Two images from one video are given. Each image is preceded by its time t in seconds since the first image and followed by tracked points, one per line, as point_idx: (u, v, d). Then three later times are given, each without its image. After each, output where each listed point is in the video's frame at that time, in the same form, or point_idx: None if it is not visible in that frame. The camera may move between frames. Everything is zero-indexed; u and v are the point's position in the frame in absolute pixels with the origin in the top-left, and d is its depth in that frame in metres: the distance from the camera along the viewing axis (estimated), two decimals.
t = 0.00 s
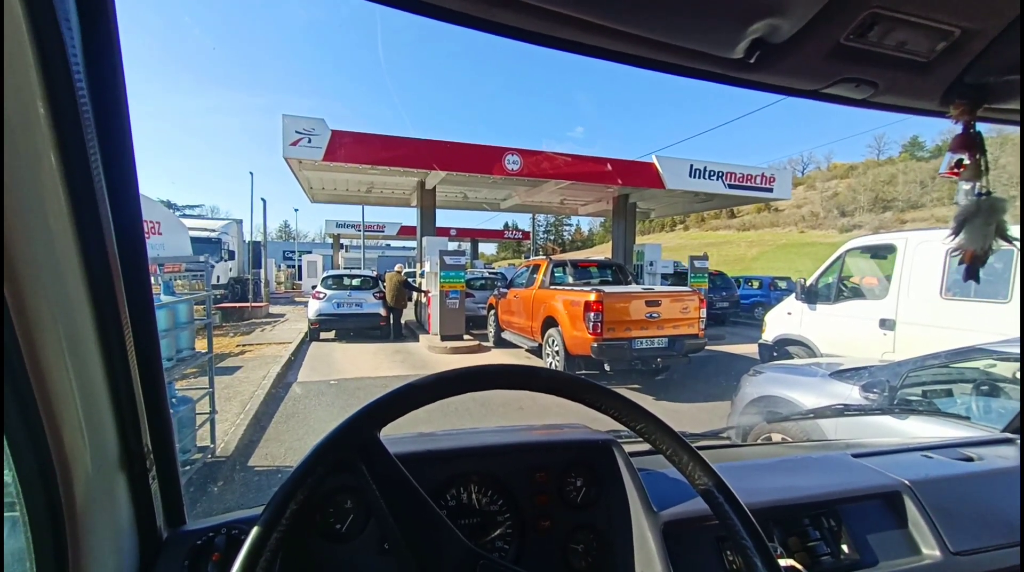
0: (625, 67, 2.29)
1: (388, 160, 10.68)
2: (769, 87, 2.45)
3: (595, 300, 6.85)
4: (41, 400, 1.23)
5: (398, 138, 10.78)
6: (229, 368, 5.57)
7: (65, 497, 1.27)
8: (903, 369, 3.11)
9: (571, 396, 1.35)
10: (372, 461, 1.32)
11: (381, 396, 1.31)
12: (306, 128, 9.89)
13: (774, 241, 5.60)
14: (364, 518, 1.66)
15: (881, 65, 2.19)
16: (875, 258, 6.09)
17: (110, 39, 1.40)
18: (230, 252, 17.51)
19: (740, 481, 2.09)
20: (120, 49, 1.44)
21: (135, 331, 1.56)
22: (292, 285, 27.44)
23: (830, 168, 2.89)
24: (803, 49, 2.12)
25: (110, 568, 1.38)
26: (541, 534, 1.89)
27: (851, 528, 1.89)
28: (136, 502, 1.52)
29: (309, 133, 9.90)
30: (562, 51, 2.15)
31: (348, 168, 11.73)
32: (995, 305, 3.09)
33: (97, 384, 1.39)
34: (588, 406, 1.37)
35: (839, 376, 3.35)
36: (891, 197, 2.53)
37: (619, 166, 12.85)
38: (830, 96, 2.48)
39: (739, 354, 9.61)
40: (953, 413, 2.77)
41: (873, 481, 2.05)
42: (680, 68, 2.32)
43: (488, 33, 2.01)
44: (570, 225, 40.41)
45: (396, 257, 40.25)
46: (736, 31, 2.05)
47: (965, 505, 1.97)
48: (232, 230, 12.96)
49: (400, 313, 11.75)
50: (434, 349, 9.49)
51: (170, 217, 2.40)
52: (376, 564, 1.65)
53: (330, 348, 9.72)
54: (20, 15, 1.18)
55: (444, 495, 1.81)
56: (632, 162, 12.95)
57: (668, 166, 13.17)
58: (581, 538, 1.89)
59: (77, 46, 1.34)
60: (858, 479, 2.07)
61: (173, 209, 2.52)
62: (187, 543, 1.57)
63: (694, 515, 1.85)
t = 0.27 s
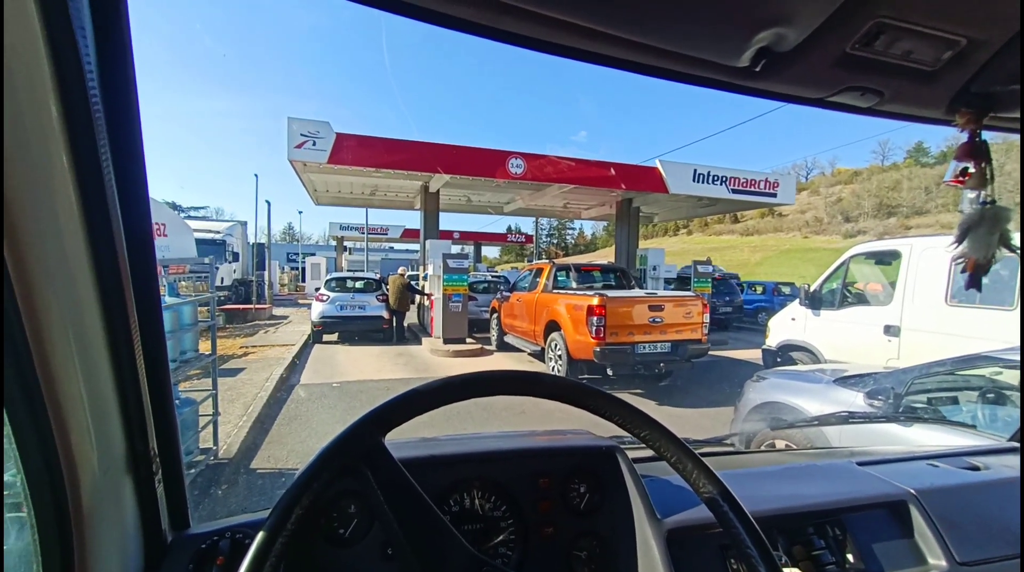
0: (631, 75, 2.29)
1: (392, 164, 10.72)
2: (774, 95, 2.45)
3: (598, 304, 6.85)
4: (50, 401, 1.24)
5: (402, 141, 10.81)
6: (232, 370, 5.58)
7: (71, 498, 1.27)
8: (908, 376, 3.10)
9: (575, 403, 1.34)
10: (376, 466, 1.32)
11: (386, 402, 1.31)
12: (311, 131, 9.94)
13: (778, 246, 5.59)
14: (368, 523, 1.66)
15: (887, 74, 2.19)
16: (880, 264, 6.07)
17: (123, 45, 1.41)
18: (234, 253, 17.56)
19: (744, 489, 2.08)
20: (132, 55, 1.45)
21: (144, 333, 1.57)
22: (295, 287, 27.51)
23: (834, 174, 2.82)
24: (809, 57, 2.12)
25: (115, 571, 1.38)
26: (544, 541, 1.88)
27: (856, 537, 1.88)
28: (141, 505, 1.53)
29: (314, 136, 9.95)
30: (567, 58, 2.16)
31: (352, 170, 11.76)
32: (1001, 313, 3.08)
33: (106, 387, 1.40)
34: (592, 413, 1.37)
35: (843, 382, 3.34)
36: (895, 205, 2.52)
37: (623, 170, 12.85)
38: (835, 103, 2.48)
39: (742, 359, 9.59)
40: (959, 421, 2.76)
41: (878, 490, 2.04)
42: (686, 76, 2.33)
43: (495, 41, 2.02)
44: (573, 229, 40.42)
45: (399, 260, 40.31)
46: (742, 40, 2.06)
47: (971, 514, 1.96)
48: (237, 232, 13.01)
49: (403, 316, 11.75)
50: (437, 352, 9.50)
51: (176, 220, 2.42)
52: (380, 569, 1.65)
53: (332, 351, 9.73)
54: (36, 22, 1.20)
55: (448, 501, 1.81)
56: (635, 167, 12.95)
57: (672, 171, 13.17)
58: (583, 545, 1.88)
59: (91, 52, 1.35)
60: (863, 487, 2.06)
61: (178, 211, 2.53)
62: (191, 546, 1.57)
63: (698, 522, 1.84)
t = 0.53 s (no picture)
0: (629, 78, 2.30)
1: (391, 166, 10.72)
2: (772, 97, 2.46)
3: (597, 305, 6.86)
4: (48, 403, 1.24)
5: (401, 143, 10.82)
6: (230, 372, 5.57)
7: (69, 501, 1.27)
8: (906, 376, 3.10)
9: (574, 404, 1.34)
10: (375, 468, 1.32)
11: (385, 404, 1.31)
12: (311, 134, 9.99)
13: (776, 247, 5.60)
14: (367, 525, 1.66)
15: (884, 77, 2.20)
16: (877, 266, 6.08)
17: (123, 48, 1.42)
18: (232, 255, 17.54)
19: (742, 490, 2.08)
20: (132, 58, 1.46)
21: (142, 336, 1.57)
22: (293, 289, 27.48)
23: (832, 175, 2.87)
24: (806, 61, 2.13)
25: None
26: (543, 542, 1.88)
27: (854, 538, 1.89)
28: (140, 508, 1.52)
29: (313, 138, 9.98)
30: (566, 62, 2.17)
31: (350, 172, 11.77)
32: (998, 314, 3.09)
33: (104, 390, 1.40)
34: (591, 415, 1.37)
35: (841, 383, 3.34)
36: (892, 206, 2.48)
37: (621, 172, 12.87)
38: (832, 106, 2.49)
39: (741, 360, 9.60)
40: (957, 422, 2.77)
41: (877, 490, 2.04)
42: (684, 79, 2.34)
43: (493, 44, 2.03)
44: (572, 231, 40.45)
45: (398, 262, 40.29)
46: (740, 44, 2.07)
47: (969, 515, 1.97)
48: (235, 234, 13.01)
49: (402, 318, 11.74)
50: (435, 354, 9.50)
51: (174, 222, 2.41)
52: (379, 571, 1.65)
53: (331, 352, 9.73)
54: (36, 25, 1.20)
55: (447, 503, 1.81)
56: (634, 168, 12.97)
57: (670, 172, 13.19)
58: (583, 547, 1.88)
59: (91, 55, 1.35)
60: (861, 488, 2.06)
61: (176, 213, 2.53)
62: (190, 549, 1.57)
63: (698, 524, 1.84)
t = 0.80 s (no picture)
0: (629, 88, 2.32)
1: (391, 170, 10.74)
2: (771, 108, 2.48)
3: (596, 311, 6.86)
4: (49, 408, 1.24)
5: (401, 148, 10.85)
6: (228, 375, 5.56)
7: (67, 506, 1.27)
8: (903, 385, 3.11)
9: (573, 412, 1.35)
10: (374, 474, 1.32)
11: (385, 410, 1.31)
12: (310, 138, 9.94)
13: (774, 254, 5.62)
14: (364, 532, 1.66)
15: (882, 89, 2.22)
16: (875, 274, 6.10)
17: (130, 56, 1.43)
18: (231, 259, 17.52)
19: (740, 498, 2.08)
20: (139, 65, 1.47)
21: (144, 341, 1.57)
22: (292, 292, 27.45)
23: (830, 183, 2.79)
24: (805, 73, 2.15)
25: None
26: (541, 549, 1.88)
27: (852, 546, 1.89)
28: (138, 513, 1.52)
29: (313, 142, 9.95)
30: (567, 72, 2.18)
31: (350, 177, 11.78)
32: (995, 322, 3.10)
33: (105, 395, 1.40)
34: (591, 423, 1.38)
35: (839, 391, 3.35)
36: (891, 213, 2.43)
37: (621, 178, 12.91)
38: (830, 117, 2.51)
39: (739, 367, 9.60)
40: (954, 430, 2.77)
41: (874, 499, 2.04)
42: (683, 90, 2.36)
43: (495, 55, 2.05)
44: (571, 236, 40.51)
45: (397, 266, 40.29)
46: (739, 56, 2.09)
47: (965, 524, 1.97)
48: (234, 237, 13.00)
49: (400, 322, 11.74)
50: (433, 358, 9.49)
51: (174, 225, 2.41)
52: None
53: (329, 356, 9.72)
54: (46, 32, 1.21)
55: (445, 509, 1.81)
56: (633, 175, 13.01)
57: (669, 179, 13.24)
58: (581, 554, 1.88)
59: (99, 63, 1.37)
60: (859, 497, 2.06)
61: (176, 216, 2.53)
62: (187, 554, 1.57)
63: (696, 531, 1.84)
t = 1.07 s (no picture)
0: (632, 88, 2.32)
1: (393, 170, 10.75)
2: (774, 108, 2.48)
3: (597, 311, 6.86)
4: (52, 405, 1.24)
5: (403, 147, 10.85)
6: (230, 374, 5.57)
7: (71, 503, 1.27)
8: (906, 386, 3.11)
9: (575, 411, 1.35)
10: (376, 473, 1.33)
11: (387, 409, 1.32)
12: (312, 137, 9.96)
13: (776, 254, 5.61)
14: (367, 531, 1.66)
15: (885, 89, 2.22)
16: (877, 274, 6.09)
17: (134, 57, 1.43)
18: (233, 258, 17.55)
19: (742, 498, 2.08)
20: (143, 66, 1.47)
21: (147, 340, 1.58)
22: (294, 291, 27.48)
23: (832, 183, 2.75)
24: (807, 73, 2.15)
25: None
26: (543, 549, 1.88)
27: (854, 547, 1.89)
28: (141, 513, 1.52)
29: (315, 141, 9.96)
30: (569, 72, 2.18)
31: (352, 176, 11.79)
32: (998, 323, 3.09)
33: (109, 394, 1.41)
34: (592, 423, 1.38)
35: (841, 391, 3.34)
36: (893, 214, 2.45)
37: (622, 178, 12.90)
38: (833, 117, 2.51)
39: (740, 367, 9.59)
40: (956, 431, 2.77)
41: (877, 499, 2.04)
42: (685, 90, 2.35)
43: (497, 55, 2.05)
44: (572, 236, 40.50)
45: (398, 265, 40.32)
46: (741, 56, 2.08)
47: (967, 525, 1.96)
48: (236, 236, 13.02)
49: (402, 321, 11.75)
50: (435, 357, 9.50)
51: (176, 224, 2.41)
52: None
53: (330, 355, 9.73)
54: (50, 34, 1.21)
55: (446, 508, 1.81)
56: (635, 174, 13.00)
57: (671, 179, 13.23)
58: (582, 553, 1.89)
59: (104, 63, 1.37)
60: (861, 497, 2.06)
61: (178, 215, 2.54)
62: (191, 552, 1.58)
63: (697, 532, 1.84)
